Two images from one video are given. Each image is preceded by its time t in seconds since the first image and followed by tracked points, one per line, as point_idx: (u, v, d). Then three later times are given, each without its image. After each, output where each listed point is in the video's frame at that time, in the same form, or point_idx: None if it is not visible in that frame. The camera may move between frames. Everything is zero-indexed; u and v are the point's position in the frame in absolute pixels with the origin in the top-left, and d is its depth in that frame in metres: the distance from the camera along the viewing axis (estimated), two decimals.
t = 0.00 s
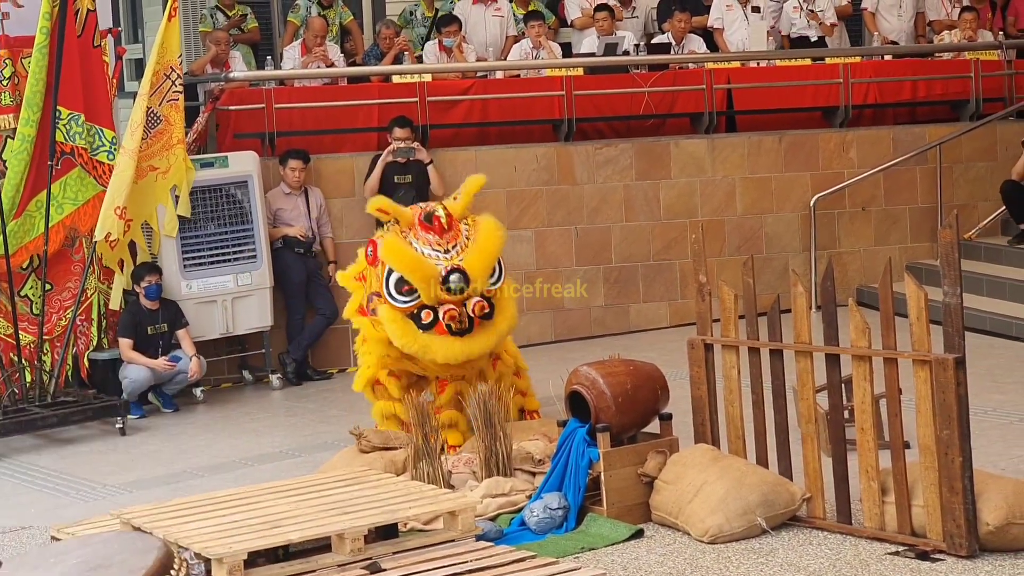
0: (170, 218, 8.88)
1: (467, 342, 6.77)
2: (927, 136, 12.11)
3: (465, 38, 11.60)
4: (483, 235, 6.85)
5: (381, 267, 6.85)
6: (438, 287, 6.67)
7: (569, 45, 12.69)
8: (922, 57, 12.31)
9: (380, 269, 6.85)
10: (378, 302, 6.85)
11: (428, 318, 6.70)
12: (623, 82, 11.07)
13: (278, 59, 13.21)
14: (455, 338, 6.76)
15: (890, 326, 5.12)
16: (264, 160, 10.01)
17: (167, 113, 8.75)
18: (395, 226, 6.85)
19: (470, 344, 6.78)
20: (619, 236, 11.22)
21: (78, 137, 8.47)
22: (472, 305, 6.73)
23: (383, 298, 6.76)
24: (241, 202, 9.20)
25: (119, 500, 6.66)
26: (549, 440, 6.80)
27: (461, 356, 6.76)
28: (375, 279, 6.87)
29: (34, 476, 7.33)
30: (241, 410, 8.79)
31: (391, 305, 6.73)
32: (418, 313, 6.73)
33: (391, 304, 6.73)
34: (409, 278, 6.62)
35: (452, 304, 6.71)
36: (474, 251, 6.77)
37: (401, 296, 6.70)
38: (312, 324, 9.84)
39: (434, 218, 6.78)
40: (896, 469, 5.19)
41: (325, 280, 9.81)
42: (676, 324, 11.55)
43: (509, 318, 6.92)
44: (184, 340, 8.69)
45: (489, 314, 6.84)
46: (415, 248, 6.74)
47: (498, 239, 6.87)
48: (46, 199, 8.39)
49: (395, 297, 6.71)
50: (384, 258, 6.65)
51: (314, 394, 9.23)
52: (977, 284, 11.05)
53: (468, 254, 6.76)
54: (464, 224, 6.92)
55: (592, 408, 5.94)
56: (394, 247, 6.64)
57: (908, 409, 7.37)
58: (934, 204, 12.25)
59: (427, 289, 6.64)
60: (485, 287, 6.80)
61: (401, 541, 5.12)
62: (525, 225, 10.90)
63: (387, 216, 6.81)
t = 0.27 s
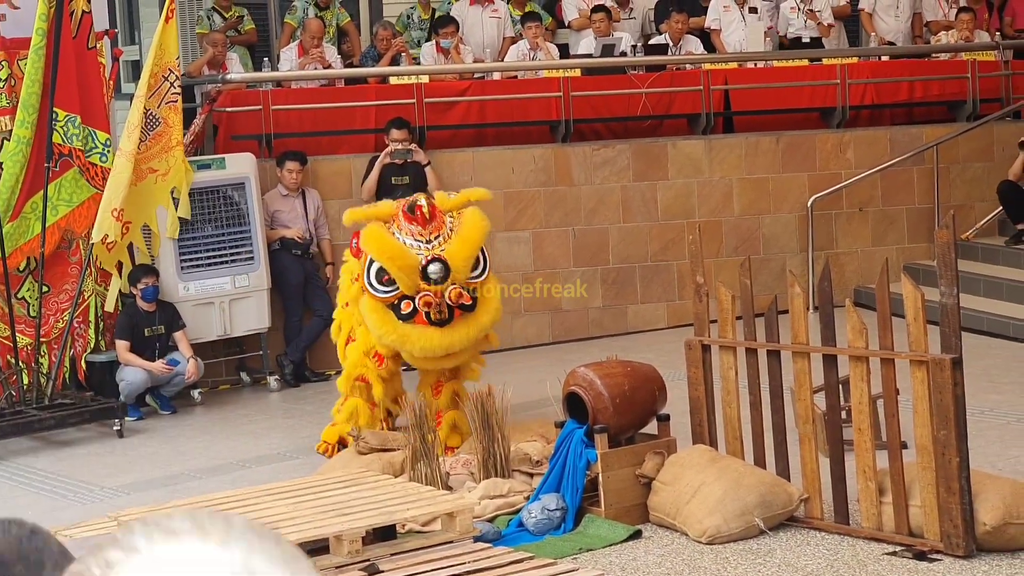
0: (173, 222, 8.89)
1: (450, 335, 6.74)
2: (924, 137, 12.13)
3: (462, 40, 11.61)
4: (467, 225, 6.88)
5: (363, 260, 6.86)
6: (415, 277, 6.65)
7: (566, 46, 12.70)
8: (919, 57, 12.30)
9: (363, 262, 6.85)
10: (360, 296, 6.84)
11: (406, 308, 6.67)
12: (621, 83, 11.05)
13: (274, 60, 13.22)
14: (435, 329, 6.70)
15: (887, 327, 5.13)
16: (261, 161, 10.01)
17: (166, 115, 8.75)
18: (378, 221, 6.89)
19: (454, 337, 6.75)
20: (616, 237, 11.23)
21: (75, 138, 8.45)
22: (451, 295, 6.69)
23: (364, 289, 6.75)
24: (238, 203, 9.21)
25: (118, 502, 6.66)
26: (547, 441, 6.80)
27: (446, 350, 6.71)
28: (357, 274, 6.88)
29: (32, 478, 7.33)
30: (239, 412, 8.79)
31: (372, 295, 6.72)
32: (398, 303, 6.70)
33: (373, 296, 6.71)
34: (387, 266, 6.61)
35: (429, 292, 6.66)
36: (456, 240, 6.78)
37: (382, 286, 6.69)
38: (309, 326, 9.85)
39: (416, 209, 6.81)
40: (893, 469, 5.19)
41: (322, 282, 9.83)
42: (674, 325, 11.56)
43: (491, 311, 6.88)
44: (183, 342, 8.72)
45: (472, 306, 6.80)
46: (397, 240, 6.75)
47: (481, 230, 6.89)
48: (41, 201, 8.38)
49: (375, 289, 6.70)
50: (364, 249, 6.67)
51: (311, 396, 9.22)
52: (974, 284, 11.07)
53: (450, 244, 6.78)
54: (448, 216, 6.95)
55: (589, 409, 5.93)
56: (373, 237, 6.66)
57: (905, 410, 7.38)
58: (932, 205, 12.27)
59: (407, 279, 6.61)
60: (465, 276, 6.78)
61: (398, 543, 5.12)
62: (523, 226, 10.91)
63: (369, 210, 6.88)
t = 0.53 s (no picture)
0: (169, 225, 8.88)
1: (354, 343, 6.45)
2: (917, 138, 12.15)
3: (456, 42, 11.61)
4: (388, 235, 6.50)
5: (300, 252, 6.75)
6: (320, 275, 6.48)
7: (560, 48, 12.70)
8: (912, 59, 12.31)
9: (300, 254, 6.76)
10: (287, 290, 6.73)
11: (308, 304, 6.49)
12: (614, 85, 11.05)
13: (268, 63, 13.21)
14: (332, 333, 6.45)
15: (880, 329, 5.13)
16: (255, 164, 10.00)
17: (161, 117, 8.75)
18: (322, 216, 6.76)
19: (360, 346, 6.45)
20: (610, 239, 11.24)
21: (66, 141, 8.47)
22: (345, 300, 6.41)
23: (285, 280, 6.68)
24: (232, 206, 9.20)
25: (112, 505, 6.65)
26: (541, 443, 6.79)
27: (350, 357, 6.43)
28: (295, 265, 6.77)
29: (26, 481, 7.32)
30: (233, 414, 8.78)
31: (289, 286, 6.62)
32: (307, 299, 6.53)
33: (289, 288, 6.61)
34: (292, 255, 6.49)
35: (326, 292, 6.44)
36: (367, 246, 6.45)
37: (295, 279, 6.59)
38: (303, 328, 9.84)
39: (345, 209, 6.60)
40: (886, 471, 5.20)
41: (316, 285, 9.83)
42: (668, 327, 11.55)
43: (402, 326, 6.51)
44: (175, 345, 8.63)
45: (376, 318, 6.49)
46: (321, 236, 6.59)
47: (401, 241, 6.49)
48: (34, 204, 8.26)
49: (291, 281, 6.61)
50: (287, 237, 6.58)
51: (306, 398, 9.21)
52: (968, 285, 11.09)
53: (362, 250, 6.46)
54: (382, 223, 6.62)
55: (583, 411, 5.92)
56: (295, 225, 6.55)
57: (899, 411, 7.38)
58: (925, 206, 12.28)
59: (309, 273, 6.46)
60: (369, 286, 6.43)
61: (392, 546, 5.11)
62: (517, 228, 10.91)
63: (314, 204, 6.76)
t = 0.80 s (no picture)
0: (164, 226, 8.87)
1: (288, 414, 6.03)
2: (909, 139, 12.17)
3: (448, 44, 11.61)
4: (327, 309, 5.97)
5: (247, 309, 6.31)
6: (255, 344, 6.04)
7: (552, 49, 12.71)
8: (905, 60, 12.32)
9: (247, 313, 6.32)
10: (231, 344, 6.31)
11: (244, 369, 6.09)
12: (606, 87, 11.05)
13: (261, 65, 13.21)
14: (264, 402, 6.05)
15: (873, 330, 5.13)
16: (247, 166, 9.99)
17: (155, 119, 8.71)
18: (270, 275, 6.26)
19: (294, 418, 6.03)
20: (603, 241, 11.25)
21: (56, 143, 8.39)
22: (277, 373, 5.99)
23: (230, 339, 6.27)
24: (225, 208, 9.20)
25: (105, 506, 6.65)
26: (534, 444, 6.79)
27: (285, 429, 6.03)
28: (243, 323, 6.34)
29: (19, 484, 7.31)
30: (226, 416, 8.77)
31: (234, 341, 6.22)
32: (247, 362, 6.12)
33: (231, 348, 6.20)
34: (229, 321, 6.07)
35: (260, 362, 6.03)
36: (304, 321, 5.95)
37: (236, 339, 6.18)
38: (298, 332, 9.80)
39: (286, 277, 6.11)
40: (879, 471, 5.20)
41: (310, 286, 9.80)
42: (661, 328, 11.57)
43: (335, 402, 6.05)
44: (168, 347, 8.58)
45: (312, 391, 6.04)
46: (262, 300, 6.13)
47: (338, 317, 5.96)
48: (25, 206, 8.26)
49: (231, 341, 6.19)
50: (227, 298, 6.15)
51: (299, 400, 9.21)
52: (960, 287, 11.11)
53: (297, 324, 5.96)
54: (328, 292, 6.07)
55: (576, 413, 5.92)
56: (236, 289, 6.11)
57: (891, 412, 7.40)
58: (917, 207, 12.31)
59: (243, 340, 6.04)
60: (302, 361, 5.98)
61: (386, 547, 5.11)
62: (510, 230, 10.92)
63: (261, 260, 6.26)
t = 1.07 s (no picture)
0: (158, 229, 8.79)
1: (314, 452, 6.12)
2: (904, 140, 12.18)
3: (443, 45, 11.61)
4: (345, 352, 6.01)
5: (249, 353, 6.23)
6: (276, 395, 6.00)
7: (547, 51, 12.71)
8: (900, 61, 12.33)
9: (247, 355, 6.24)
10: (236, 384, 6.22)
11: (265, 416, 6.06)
12: (601, 88, 11.05)
13: (256, 67, 13.21)
14: (292, 444, 6.09)
15: (867, 331, 5.13)
16: (242, 167, 9.97)
17: (149, 122, 8.73)
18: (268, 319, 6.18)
19: (320, 454, 6.12)
20: (598, 242, 11.24)
21: (51, 145, 8.44)
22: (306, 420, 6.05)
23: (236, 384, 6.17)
24: (219, 210, 9.19)
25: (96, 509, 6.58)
26: (528, 446, 6.78)
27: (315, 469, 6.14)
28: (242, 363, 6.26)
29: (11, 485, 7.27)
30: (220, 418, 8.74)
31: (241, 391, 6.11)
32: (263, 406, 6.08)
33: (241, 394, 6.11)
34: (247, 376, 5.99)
35: (285, 412, 6.04)
36: (326, 368, 5.97)
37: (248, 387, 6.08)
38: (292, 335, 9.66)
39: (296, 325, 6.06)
40: (874, 472, 5.19)
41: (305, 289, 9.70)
42: (655, 329, 11.56)
43: (362, 435, 6.19)
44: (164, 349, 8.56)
45: (336, 428, 6.14)
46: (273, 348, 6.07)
47: (359, 359, 6.03)
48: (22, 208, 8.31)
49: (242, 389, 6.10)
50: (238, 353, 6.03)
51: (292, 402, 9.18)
52: (955, 288, 11.11)
53: (319, 370, 5.99)
54: (336, 332, 6.08)
55: (570, 414, 5.91)
56: (247, 343, 6.01)
57: (886, 413, 7.39)
58: (912, 208, 12.31)
59: (265, 394, 6.01)
60: (327, 404, 6.05)
61: (381, 549, 5.10)
62: (504, 231, 10.90)
63: (259, 306, 6.18)
